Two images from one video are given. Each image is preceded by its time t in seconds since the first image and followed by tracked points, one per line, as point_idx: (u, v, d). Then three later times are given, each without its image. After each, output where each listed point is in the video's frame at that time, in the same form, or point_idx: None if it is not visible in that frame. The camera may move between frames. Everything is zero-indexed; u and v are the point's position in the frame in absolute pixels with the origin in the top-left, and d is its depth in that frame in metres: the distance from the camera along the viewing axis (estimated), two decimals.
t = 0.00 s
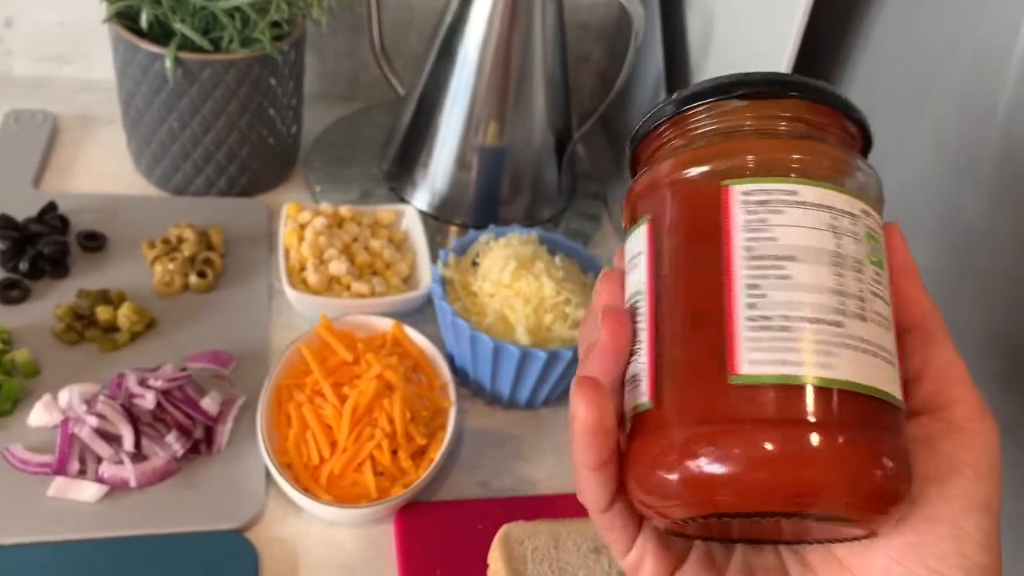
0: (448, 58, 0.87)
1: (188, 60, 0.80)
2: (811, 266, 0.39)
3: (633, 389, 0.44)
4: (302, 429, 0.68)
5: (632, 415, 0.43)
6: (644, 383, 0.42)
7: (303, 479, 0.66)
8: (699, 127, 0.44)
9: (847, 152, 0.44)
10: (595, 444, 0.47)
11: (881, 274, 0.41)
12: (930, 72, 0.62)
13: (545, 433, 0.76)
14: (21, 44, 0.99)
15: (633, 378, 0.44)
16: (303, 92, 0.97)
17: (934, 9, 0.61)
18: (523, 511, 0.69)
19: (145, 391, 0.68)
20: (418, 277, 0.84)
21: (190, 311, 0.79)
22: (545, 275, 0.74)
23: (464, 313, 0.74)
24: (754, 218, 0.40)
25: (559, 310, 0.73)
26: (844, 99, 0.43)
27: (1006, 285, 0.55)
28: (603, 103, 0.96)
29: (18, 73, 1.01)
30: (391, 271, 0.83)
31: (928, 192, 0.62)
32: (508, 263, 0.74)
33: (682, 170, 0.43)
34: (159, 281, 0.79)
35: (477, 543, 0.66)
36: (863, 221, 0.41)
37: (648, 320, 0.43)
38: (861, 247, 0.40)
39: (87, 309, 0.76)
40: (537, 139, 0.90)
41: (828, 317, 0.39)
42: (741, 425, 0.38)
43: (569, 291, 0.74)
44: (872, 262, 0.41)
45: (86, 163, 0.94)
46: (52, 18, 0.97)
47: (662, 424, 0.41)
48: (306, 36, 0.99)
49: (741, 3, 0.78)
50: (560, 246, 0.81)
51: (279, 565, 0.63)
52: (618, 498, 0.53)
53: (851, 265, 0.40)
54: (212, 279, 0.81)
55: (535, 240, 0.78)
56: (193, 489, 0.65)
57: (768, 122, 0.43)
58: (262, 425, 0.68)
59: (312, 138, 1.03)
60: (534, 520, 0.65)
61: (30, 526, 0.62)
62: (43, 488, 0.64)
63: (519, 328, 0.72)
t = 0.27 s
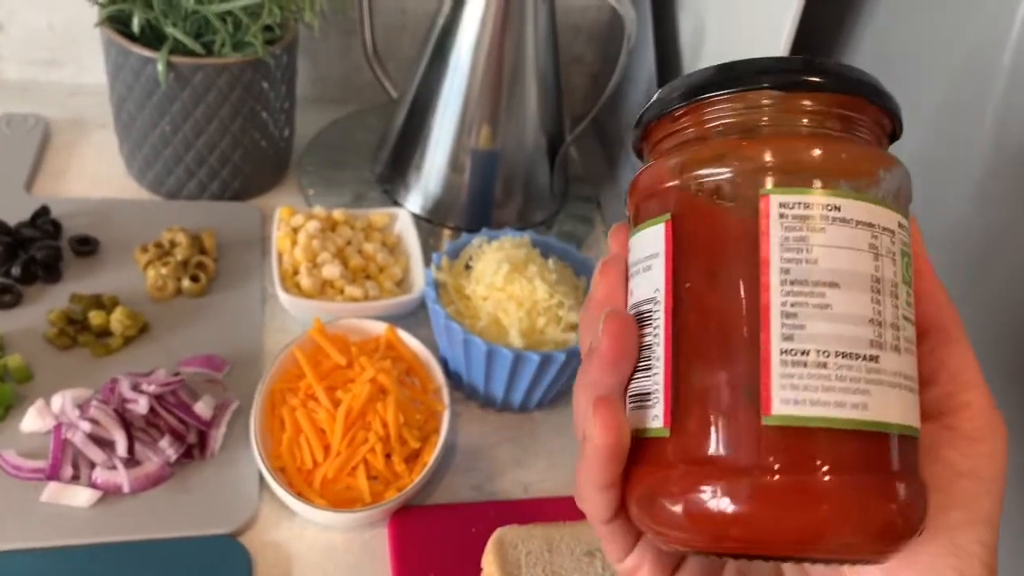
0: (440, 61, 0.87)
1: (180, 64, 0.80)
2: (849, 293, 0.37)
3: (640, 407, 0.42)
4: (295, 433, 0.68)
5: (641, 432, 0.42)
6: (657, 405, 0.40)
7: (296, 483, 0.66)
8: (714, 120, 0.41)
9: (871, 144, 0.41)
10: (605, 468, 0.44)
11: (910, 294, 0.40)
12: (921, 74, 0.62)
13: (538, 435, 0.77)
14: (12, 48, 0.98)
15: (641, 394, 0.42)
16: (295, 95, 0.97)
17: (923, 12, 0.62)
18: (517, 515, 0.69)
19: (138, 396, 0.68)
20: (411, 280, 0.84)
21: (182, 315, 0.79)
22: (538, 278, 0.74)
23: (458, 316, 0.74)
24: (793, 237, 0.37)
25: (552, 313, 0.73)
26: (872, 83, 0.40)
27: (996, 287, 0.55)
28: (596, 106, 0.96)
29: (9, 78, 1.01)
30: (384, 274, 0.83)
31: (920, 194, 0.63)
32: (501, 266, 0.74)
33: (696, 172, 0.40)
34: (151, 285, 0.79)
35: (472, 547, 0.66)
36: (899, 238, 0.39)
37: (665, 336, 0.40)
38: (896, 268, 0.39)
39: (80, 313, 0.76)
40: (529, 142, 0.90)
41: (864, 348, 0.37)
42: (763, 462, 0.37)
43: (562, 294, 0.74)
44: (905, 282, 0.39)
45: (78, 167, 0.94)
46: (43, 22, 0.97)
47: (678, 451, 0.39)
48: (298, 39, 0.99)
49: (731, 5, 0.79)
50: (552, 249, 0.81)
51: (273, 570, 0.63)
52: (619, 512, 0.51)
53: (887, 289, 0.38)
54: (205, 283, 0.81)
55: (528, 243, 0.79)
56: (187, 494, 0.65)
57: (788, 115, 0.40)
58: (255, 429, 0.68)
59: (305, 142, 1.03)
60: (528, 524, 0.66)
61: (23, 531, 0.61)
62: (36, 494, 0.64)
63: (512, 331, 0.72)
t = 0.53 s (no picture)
0: (438, 64, 0.87)
1: (178, 68, 0.80)
2: (823, 311, 0.37)
3: (618, 424, 0.42)
4: (294, 438, 0.68)
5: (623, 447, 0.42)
6: (633, 422, 0.41)
7: (295, 489, 0.66)
8: (697, 132, 0.41)
9: (853, 157, 0.41)
10: (584, 485, 0.44)
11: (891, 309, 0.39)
12: (919, 79, 0.63)
13: (536, 440, 0.77)
14: (10, 52, 0.98)
15: (620, 410, 0.42)
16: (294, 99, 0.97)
17: (921, 17, 0.62)
18: (516, 520, 0.69)
19: (136, 401, 0.68)
20: (409, 284, 0.84)
21: (180, 320, 0.79)
22: (536, 283, 0.74)
23: (456, 321, 0.74)
24: (766, 254, 0.37)
25: (550, 317, 0.73)
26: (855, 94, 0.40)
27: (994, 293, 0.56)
28: (594, 109, 0.96)
29: (6, 81, 1.01)
30: (382, 279, 0.83)
31: (918, 199, 0.63)
32: (499, 270, 0.74)
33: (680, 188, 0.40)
34: (149, 290, 0.79)
35: (471, 552, 0.66)
36: (878, 252, 0.38)
37: (640, 355, 0.41)
38: (873, 284, 0.38)
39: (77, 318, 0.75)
40: (527, 146, 0.90)
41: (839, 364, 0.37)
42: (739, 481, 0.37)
43: (560, 299, 0.74)
44: (885, 297, 0.39)
45: (76, 170, 0.94)
46: (41, 25, 0.97)
47: (656, 468, 0.40)
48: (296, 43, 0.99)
49: (729, 9, 0.79)
50: (551, 253, 0.81)
51: None
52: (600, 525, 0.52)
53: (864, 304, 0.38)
54: (203, 288, 0.81)
55: (527, 248, 0.79)
56: (185, 499, 0.65)
57: (771, 129, 0.39)
58: (254, 435, 0.68)
59: (303, 145, 1.03)
60: (527, 530, 0.66)
61: (21, 538, 0.61)
62: (34, 500, 0.64)
63: (510, 336, 0.72)
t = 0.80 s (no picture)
0: (438, 67, 0.87)
1: (177, 70, 0.80)
2: (627, 312, 0.40)
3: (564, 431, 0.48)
4: (293, 442, 0.67)
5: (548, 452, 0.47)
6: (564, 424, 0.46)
7: (294, 493, 0.66)
8: (671, 159, 0.43)
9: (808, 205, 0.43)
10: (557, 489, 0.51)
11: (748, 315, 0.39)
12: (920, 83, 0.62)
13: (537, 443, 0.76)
14: (8, 53, 0.98)
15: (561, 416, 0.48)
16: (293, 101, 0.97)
17: (922, 20, 0.62)
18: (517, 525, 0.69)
19: (135, 405, 0.68)
20: (409, 287, 0.84)
21: (179, 323, 0.79)
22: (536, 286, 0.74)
23: (456, 324, 0.74)
24: (598, 262, 0.42)
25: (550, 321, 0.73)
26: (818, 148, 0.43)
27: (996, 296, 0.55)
28: (594, 111, 0.96)
29: (4, 82, 1.00)
30: (382, 282, 0.82)
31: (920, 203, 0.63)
32: (499, 273, 0.74)
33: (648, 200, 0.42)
34: (148, 293, 0.79)
35: (471, 557, 0.66)
36: (705, 255, 0.39)
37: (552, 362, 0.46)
38: (698, 286, 0.39)
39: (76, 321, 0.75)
40: (526, 148, 0.90)
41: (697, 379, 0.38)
42: (617, 484, 0.39)
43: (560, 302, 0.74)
44: (716, 300, 0.38)
45: (74, 172, 0.93)
46: (40, 27, 0.96)
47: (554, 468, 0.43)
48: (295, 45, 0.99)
49: (728, 12, 0.79)
50: (551, 256, 0.81)
51: None
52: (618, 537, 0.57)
53: (722, 314, 0.38)
54: (202, 291, 0.80)
55: (527, 251, 0.79)
56: (184, 503, 0.65)
57: (736, 163, 0.42)
58: (253, 438, 0.67)
59: (302, 148, 1.03)
60: (528, 534, 0.65)
61: (19, 542, 0.61)
62: (32, 504, 0.63)
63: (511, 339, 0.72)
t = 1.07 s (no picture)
0: (434, 70, 0.87)
1: (173, 72, 0.80)
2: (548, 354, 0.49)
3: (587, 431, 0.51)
4: (287, 445, 0.67)
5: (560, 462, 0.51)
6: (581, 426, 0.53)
7: (287, 496, 0.66)
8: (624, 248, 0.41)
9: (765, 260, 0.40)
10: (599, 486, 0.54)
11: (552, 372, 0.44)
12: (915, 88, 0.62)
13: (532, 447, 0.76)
14: (5, 54, 0.98)
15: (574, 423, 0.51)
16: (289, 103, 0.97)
17: (917, 25, 0.62)
18: (510, 529, 0.68)
19: (128, 407, 0.68)
20: (404, 290, 0.84)
21: (173, 325, 0.79)
22: (531, 289, 0.74)
23: (451, 327, 0.74)
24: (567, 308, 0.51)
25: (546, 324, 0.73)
26: (811, 214, 0.40)
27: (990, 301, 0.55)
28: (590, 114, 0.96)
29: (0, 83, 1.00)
30: (377, 284, 0.82)
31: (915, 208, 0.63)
32: (494, 277, 0.74)
33: (625, 261, 0.42)
34: (142, 295, 0.79)
35: (464, 561, 0.65)
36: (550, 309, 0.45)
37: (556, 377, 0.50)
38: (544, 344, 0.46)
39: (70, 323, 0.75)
40: (522, 151, 0.90)
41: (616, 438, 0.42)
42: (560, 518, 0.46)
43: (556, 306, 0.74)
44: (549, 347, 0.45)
45: (69, 173, 0.93)
46: (36, 28, 0.96)
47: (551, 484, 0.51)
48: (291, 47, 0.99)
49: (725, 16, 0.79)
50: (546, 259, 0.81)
51: None
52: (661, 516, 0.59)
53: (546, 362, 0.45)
54: (196, 293, 0.80)
55: (522, 254, 0.79)
56: (177, 507, 0.65)
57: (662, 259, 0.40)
58: (247, 441, 0.67)
59: (298, 149, 1.03)
60: (522, 539, 0.65)
61: (11, 545, 0.61)
62: (24, 507, 0.63)
63: (505, 343, 0.71)
